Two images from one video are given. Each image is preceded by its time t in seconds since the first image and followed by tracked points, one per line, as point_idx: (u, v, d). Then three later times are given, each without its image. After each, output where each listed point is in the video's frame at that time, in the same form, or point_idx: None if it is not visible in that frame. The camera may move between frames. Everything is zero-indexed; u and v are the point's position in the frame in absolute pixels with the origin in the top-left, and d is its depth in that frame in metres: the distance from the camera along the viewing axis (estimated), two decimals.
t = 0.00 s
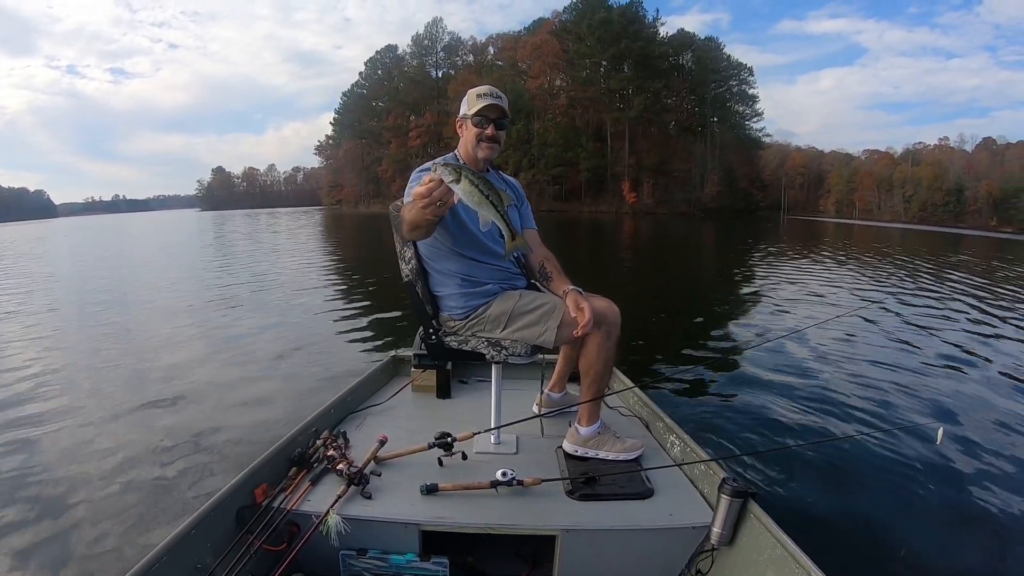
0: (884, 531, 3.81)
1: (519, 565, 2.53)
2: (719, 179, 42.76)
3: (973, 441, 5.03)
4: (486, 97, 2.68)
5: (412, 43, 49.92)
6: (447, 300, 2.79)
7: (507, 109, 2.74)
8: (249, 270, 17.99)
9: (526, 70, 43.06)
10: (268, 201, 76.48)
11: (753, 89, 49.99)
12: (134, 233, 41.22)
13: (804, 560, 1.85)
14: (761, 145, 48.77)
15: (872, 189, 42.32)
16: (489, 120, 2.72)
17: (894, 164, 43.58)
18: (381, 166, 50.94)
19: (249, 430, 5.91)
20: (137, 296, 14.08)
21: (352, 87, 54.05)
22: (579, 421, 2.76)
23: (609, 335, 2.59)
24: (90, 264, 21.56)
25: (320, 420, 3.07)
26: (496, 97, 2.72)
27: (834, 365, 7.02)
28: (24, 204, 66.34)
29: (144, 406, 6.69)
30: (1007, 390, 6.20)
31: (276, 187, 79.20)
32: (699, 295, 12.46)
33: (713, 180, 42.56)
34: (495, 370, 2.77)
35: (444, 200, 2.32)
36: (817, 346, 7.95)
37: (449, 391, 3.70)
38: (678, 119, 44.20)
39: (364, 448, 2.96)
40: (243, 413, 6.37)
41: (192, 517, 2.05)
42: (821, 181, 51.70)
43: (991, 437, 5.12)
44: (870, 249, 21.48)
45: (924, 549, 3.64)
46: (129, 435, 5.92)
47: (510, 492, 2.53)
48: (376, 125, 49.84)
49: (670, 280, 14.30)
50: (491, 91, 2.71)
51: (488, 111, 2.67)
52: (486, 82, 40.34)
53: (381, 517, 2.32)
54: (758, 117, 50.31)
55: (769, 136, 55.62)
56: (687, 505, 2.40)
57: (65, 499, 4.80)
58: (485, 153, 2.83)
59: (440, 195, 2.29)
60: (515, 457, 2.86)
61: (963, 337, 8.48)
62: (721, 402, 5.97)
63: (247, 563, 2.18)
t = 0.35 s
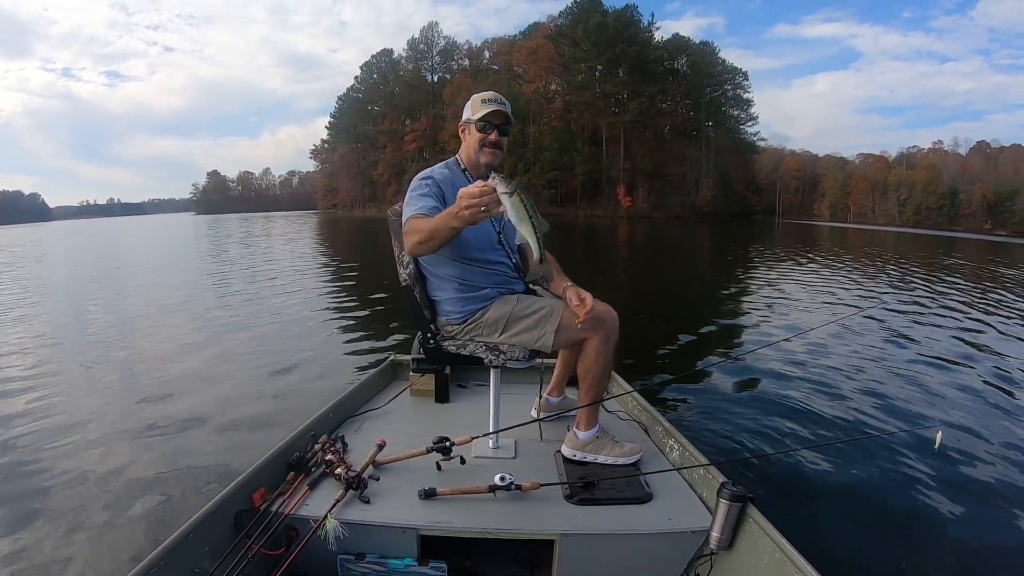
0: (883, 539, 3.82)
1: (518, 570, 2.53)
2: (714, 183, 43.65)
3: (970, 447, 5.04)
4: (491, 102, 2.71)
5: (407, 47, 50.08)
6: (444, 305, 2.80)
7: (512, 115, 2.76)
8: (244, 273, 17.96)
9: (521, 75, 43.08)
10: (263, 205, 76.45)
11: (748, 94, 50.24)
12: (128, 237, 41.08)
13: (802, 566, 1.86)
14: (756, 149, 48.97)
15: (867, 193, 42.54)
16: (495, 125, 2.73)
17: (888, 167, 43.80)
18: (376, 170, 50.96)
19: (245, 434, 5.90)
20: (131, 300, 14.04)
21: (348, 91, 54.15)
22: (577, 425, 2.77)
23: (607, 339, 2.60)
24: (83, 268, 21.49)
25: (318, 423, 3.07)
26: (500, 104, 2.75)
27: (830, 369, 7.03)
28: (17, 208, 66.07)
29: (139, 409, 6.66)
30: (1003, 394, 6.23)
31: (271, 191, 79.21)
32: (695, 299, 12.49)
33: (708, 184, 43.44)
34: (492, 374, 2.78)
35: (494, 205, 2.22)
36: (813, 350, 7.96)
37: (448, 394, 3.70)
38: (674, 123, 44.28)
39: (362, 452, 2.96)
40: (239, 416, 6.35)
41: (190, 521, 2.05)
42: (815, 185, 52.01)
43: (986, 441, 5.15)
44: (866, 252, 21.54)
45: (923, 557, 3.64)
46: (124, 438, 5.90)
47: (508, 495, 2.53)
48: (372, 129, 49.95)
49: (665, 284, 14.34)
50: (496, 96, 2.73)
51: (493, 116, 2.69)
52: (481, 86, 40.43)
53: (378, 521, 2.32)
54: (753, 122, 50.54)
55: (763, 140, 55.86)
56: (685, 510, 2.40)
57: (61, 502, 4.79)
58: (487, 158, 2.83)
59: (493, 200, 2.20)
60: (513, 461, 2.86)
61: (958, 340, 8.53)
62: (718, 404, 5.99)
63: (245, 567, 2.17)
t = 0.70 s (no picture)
0: (883, 542, 3.79)
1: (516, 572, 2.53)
2: (709, 186, 43.90)
3: (965, 448, 5.06)
4: (511, 110, 2.71)
5: (403, 50, 50.16)
6: (444, 307, 2.80)
7: (529, 122, 2.77)
8: (239, 276, 17.92)
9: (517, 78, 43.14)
10: (259, 208, 76.29)
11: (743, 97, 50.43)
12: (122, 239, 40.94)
13: (801, 567, 1.86)
14: (751, 152, 49.16)
15: (862, 196, 42.70)
16: (513, 132, 2.74)
17: (883, 171, 43.98)
18: (372, 172, 50.95)
19: (240, 437, 5.89)
20: (126, 303, 13.99)
21: (344, 93, 54.15)
22: (576, 427, 2.77)
23: (607, 342, 2.61)
24: (77, 271, 21.40)
25: (317, 426, 3.07)
26: (518, 111, 2.75)
27: (827, 372, 7.04)
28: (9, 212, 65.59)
29: (134, 412, 6.64)
30: (998, 397, 6.26)
31: (266, 194, 79.08)
32: (692, 301, 12.51)
33: (704, 187, 43.77)
34: (491, 377, 2.78)
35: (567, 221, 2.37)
36: (809, 352, 7.98)
37: (447, 397, 3.70)
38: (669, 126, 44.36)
39: (361, 455, 2.96)
40: (234, 419, 6.35)
41: (187, 523, 2.04)
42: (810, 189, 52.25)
43: (983, 443, 5.16)
44: (861, 255, 21.62)
45: (923, 558, 3.62)
46: (119, 441, 5.88)
47: (507, 498, 2.53)
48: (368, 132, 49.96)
49: (661, 287, 14.37)
50: (514, 103, 2.73)
51: (509, 123, 2.68)
52: (477, 89, 40.46)
53: (376, 523, 2.32)
54: (748, 125, 50.73)
55: (758, 143, 56.10)
56: (684, 512, 2.40)
57: (54, 505, 4.77)
58: (502, 165, 2.84)
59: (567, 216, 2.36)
60: (512, 464, 2.86)
61: (953, 342, 8.57)
62: (716, 406, 6.01)
63: (242, 569, 2.16)
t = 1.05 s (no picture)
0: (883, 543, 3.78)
1: (514, 568, 2.53)
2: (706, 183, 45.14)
3: (962, 447, 5.07)
4: (556, 129, 2.71)
5: (401, 46, 50.04)
6: (447, 300, 2.79)
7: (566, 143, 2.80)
8: (236, 272, 17.88)
9: (515, 74, 43.04)
10: (255, 204, 76.14)
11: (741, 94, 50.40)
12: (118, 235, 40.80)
13: (799, 565, 1.87)
14: (749, 150, 49.21)
15: (858, 194, 42.76)
16: (552, 150, 2.75)
17: (880, 169, 44.07)
18: (369, 168, 50.86)
19: (236, 432, 5.88)
20: (122, 298, 13.95)
21: (341, 89, 53.99)
22: (575, 424, 2.77)
23: (606, 340, 2.60)
24: (72, 266, 21.33)
25: (315, 420, 3.06)
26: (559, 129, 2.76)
27: (824, 370, 7.04)
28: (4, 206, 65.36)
29: (130, 408, 6.64)
30: (996, 396, 6.27)
31: (263, 190, 78.90)
32: (690, 299, 12.50)
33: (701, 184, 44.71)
34: (491, 371, 2.78)
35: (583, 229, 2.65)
36: (806, 350, 7.99)
37: (445, 392, 3.70)
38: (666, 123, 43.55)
39: (360, 450, 2.95)
40: (230, 415, 6.34)
41: (185, 516, 2.04)
42: (808, 187, 52.34)
43: (979, 442, 5.17)
44: (859, 253, 21.63)
45: (922, 558, 3.63)
46: (115, 438, 5.86)
47: (505, 494, 2.53)
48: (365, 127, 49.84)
49: (659, 283, 14.36)
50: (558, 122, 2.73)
51: (557, 147, 2.68)
52: (474, 85, 40.35)
53: (375, 518, 2.32)
54: (745, 122, 50.76)
55: (755, 140, 56.16)
56: (683, 509, 2.41)
57: (49, 501, 4.76)
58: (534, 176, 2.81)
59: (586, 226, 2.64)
60: (512, 460, 2.86)
61: (950, 341, 8.58)
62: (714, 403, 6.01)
63: (239, 564, 2.16)
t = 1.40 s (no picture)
0: (883, 542, 3.77)
1: (511, 564, 2.53)
2: (704, 181, 45.66)
3: (957, 445, 5.08)
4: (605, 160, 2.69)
5: (399, 41, 49.92)
6: (460, 294, 2.80)
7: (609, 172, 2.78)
8: (234, 268, 17.86)
9: (513, 70, 42.94)
10: (253, 199, 76.04)
11: (740, 91, 50.36)
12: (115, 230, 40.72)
13: (795, 563, 1.87)
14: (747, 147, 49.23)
15: (856, 191, 42.83)
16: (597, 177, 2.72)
17: (878, 166, 44.12)
18: (368, 164, 50.80)
19: (233, 428, 5.88)
20: (119, 294, 13.93)
21: (339, 84, 53.85)
22: (574, 420, 2.77)
23: (611, 336, 2.60)
24: (70, 262, 21.30)
25: (313, 415, 3.05)
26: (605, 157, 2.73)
27: (821, 368, 7.03)
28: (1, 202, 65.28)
29: (127, 403, 6.64)
30: (997, 395, 6.24)
31: (261, 185, 78.76)
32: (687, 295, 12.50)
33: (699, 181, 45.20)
34: (496, 368, 2.80)
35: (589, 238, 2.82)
36: (803, 348, 7.98)
37: (444, 388, 3.69)
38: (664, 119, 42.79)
39: (358, 445, 2.95)
40: (226, 411, 6.33)
41: (183, 510, 2.04)
42: (805, 183, 52.43)
43: (976, 440, 5.17)
44: (857, 250, 21.65)
45: (923, 558, 3.61)
46: (111, 433, 5.86)
47: (504, 490, 2.54)
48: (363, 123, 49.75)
49: (657, 280, 14.34)
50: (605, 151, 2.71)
51: (604, 177, 2.64)
52: (473, 81, 40.26)
53: (373, 514, 2.32)
54: (744, 119, 50.78)
55: (754, 137, 56.18)
56: (680, 507, 2.41)
57: (45, 496, 4.76)
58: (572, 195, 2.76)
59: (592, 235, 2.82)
60: (511, 456, 2.86)
61: (947, 339, 8.56)
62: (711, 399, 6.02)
63: (236, 559, 2.16)
